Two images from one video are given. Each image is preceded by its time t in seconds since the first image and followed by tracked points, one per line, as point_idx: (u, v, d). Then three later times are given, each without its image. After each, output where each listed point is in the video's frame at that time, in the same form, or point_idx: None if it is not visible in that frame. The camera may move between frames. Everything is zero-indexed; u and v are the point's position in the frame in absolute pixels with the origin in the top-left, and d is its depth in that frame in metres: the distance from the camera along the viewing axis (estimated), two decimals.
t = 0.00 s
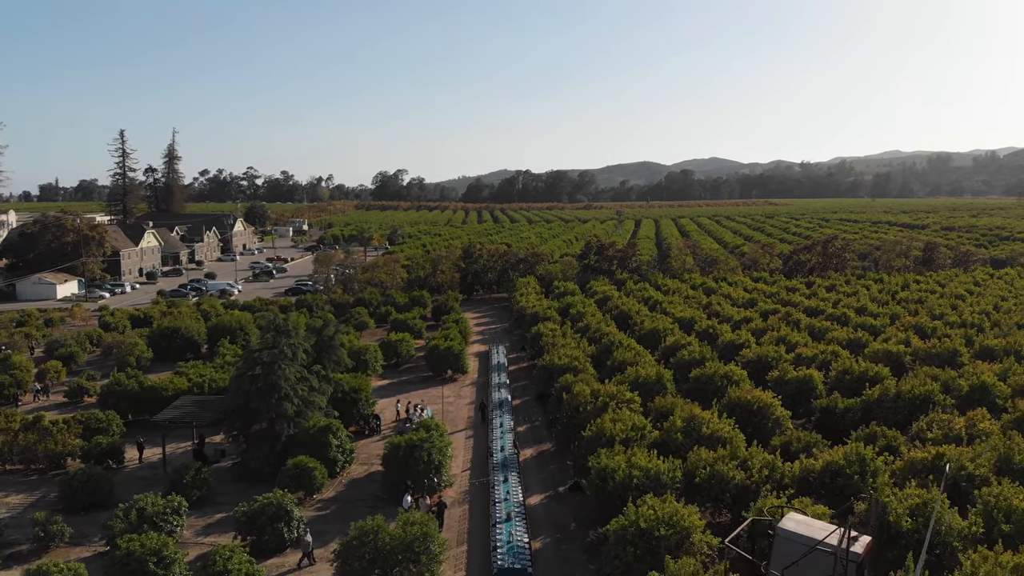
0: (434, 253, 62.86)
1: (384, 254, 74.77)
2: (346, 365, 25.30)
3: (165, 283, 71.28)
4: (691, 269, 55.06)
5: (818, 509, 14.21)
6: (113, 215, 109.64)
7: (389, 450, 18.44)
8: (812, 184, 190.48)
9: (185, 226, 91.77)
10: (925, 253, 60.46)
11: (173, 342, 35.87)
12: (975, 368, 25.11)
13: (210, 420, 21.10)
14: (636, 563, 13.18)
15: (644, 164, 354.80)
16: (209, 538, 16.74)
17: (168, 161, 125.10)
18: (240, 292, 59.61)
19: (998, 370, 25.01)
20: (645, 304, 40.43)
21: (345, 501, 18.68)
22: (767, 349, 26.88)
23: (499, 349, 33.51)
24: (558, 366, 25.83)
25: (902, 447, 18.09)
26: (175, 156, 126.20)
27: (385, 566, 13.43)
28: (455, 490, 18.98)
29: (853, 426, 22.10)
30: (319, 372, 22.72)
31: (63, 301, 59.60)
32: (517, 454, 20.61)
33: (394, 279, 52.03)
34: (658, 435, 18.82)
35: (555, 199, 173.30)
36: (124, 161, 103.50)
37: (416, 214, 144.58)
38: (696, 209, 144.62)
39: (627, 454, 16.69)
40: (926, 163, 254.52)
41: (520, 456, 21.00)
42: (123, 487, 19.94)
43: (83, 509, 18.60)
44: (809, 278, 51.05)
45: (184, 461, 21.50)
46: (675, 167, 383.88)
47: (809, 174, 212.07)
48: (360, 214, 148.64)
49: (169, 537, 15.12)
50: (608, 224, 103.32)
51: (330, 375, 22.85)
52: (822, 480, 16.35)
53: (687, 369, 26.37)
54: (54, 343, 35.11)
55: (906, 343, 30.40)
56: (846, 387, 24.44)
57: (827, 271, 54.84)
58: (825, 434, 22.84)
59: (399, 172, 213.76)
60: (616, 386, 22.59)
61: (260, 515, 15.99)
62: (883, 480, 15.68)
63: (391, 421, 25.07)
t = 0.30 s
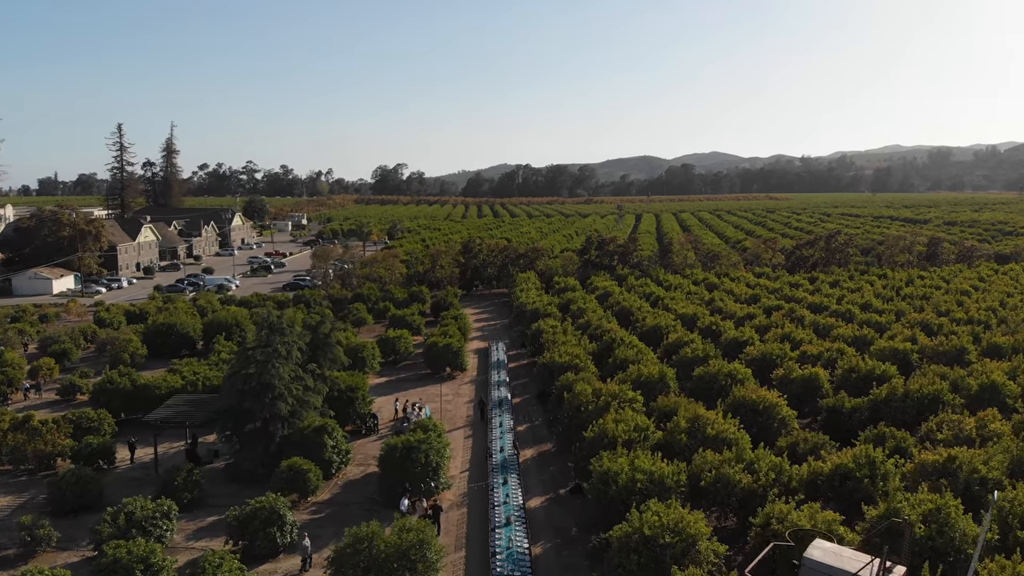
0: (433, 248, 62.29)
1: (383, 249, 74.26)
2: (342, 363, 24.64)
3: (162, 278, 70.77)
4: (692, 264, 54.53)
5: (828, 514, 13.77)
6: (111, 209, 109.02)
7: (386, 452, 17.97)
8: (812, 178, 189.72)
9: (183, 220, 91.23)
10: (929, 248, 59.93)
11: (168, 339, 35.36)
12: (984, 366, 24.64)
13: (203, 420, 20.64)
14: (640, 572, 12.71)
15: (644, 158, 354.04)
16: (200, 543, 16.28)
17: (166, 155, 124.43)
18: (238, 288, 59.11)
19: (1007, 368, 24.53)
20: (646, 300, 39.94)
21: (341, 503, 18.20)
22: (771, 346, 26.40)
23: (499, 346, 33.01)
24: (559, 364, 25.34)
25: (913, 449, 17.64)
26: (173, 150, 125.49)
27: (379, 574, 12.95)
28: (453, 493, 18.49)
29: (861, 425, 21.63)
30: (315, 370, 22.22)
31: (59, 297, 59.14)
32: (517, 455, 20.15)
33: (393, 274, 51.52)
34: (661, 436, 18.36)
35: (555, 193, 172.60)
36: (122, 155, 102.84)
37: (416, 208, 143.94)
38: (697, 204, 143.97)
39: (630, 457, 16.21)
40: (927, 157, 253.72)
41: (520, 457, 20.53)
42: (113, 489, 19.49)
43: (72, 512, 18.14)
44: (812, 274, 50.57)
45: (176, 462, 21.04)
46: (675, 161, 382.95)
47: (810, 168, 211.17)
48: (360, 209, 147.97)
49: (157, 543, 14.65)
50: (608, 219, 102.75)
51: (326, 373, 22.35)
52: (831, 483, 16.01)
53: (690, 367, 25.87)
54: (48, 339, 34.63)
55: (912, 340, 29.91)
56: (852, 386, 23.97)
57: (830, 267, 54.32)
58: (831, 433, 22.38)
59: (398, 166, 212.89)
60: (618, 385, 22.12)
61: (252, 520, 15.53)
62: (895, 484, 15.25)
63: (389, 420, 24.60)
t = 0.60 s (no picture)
0: (433, 242, 61.76)
1: (382, 243, 73.73)
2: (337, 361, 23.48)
3: (160, 273, 70.24)
4: (694, 259, 53.99)
5: (840, 520, 13.27)
6: (108, 203, 108.44)
7: (382, 454, 17.45)
8: (813, 172, 188.89)
9: (180, 215, 90.63)
10: (933, 242, 59.35)
11: (163, 335, 34.82)
12: (994, 364, 24.14)
13: (195, 420, 20.15)
14: None
15: (644, 152, 353.22)
16: (190, 548, 15.81)
17: (165, 149, 123.74)
18: (235, 283, 58.58)
19: (1016, 366, 24.03)
20: (648, 296, 39.44)
21: (336, 507, 17.72)
22: (776, 343, 25.89)
23: (498, 342, 32.49)
24: (560, 362, 24.84)
25: (924, 452, 17.16)
26: (171, 143, 124.79)
27: None
28: (451, 496, 18.00)
29: (868, 425, 21.17)
30: (310, 369, 21.70)
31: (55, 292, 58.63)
32: (517, 456, 19.64)
33: (392, 269, 50.99)
34: (665, 437, 17.87)
35: (555, 187, 171.82)
36: (119, 149, 102.14)
37: (415, 202, 143.34)
38: (697, 197, 143.25)
39: (634, 460, 15.72)
40: (928, 150, 252.66)
41: (520, 458, 20.03)
42: (103, 491, 19.01)
43: (60, 515, 17.67)
44: (815, 269, 50.04)
45: (168, 463, 20.56)
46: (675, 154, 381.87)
47: (811, 162, 210.29)
48: (359, 203, 147.31)
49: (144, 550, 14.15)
50: (608, 212, 102.14)
51: (321, 371, 21.82)
52: (841, 488, 15.58)
53: (694, 365, 25.36)
54: (41, 335, 34.13)
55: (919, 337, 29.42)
56: (858, 385, 23.49)
57: (833, 262, 53.80)
58: (838, 433, 21.90)
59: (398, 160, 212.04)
60: (621, 384, 21.60)
61: (243, 525, 15.06)
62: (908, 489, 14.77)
63: (386, 419, 24.08)
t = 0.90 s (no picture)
0: (432, 237, 61.17)
1: (380, 237, 73.08)
2: (334, 360, 23.15)
3: (156, 268, 69.62)
4: (696, 254, 53.41)
5: (852, 529, 12.81)
6: (106, 197, 107.72)
7: (378, 457, 16.92)
8: (814, 166, 187.99)
9: (178, 209, 89.98)
10: (937, 237, 58.74)
11: (157, 332, 34.23)
12: (1004, 362, 23.60)
13: (186, 421, 19.63)
14: None
15: (644, 146, 351.81)
16: (179, 555, 15.34)
17: (162, 142, 122.98)
18: (232, 278, 57.99)
19: None
20: (650, 291, 38.89)
21: (331, 510, 17.23)
22: (781, 341, 25.34)
23: (497, 340, 31.93)
24: (561, 360, 24.31)
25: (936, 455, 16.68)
26: (168, 137, 123.90)
27: None
28: (450, 500, 17.49)
29: (877, 426, 20.67)
30: (305, 368, 21.16)
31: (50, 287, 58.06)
32: (518, 458, 19.14)
33: (390, 264, 50.40)
34: (669, 440, 17.38)
35: (555, 181, 170.95)
36: (116, 143, 101.38)
37: (415, 196, 142.48)
38: (698, 191, 142.50)
39: (638, 464, 15.21)
40: (928, 142, 251.35)
41: (520, 460, 19.52)
42: (92, 494, 18.49)
43: (47, 520, 17.16)
44: (818, 264, 49.45)
45: (160, 465, 20.02)
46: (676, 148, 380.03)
47: (812, 155, 209.27)
48: (358, 196, 146.53)
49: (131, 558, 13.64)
50: (609, 207, 101.39)
51: (316, 370, 21.31)
52: (851, 492, 15.11)
53: (697, 363, 24.81)
54: (34, 332, 33.59)
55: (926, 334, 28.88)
56: (865, 383, 22.97)
57: (836, 256, 53.20)
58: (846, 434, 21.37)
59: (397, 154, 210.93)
60: (623, 383, 21.08)
61: (234, 532, 14.55)
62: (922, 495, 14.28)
63: (383, 418, 23.55)
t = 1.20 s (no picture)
0: (430, 230, 60.45)
1: (379, 231, 72.35)
2: (329, 359, 22.47)
3: (152, 262, 68.94)
4: (698, 248, 52.68)
5: (870, 541, 12.17)
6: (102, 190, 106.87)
7: (372, 462, 16.26)
8: (816, 158, 186.85)
9: (175, 202, 89.17)
10: (942, 231, 57.98)
11: (149, 328, 33.57)
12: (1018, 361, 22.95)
13: (175, 423, 19.00)
14: None
15: (645, 139, 350.29)
16: (166, 566, 14.71)
17: (159, 135, 122.01)
18: (228, 272, 57.31)
19: None
20: (652, 287, 38.20)
21: (324, 517, 16.58)
22: (789, 339, 24.64)
23: (497, 336, 31.26)
24: (562, 359, 23.66)
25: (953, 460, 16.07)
26: (166, 130, 122.89)
27: None
28: (447, 506, 16.86)
29: (889, 427, 20.01)
30: (298, 368, 20.48)
31: (45, 281, 57.40)
32: (518, 461, 18.49)
33: (388, 259, 49.68)
34: (675, 443, 16.75)
35: (555, 173, 169.90)
36: (113, 135, 100.48)
37: (414, 189, 141.54)
38: (699, 184, 141.51)
39: (643, 471, 14.55)
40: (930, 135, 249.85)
41: (520, 463, 18.88)
42: (77, 500, 17.89)
43: (29, 527, 16.55)
44: (822, 258, 48.74)
45: (148, 468, 19.41)
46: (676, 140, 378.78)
47: (814, 148, 207.98)
48: (356, 189, 145.61)
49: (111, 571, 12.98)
50: (610, 200, 100.58)
51: (310, 370, 20.63)
52: (865, 500, 14.50)
53: (702, 362, 24.15)
54: (24, 328, 32.94)
55: (935, 332, 28.19)
56: (875, 383, 22.32)
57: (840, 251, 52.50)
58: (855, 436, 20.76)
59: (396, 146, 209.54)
60: (627, 384, 20.43)
61: (221, 542, 13.90)
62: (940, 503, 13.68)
63: (379, 418, 22.88)
